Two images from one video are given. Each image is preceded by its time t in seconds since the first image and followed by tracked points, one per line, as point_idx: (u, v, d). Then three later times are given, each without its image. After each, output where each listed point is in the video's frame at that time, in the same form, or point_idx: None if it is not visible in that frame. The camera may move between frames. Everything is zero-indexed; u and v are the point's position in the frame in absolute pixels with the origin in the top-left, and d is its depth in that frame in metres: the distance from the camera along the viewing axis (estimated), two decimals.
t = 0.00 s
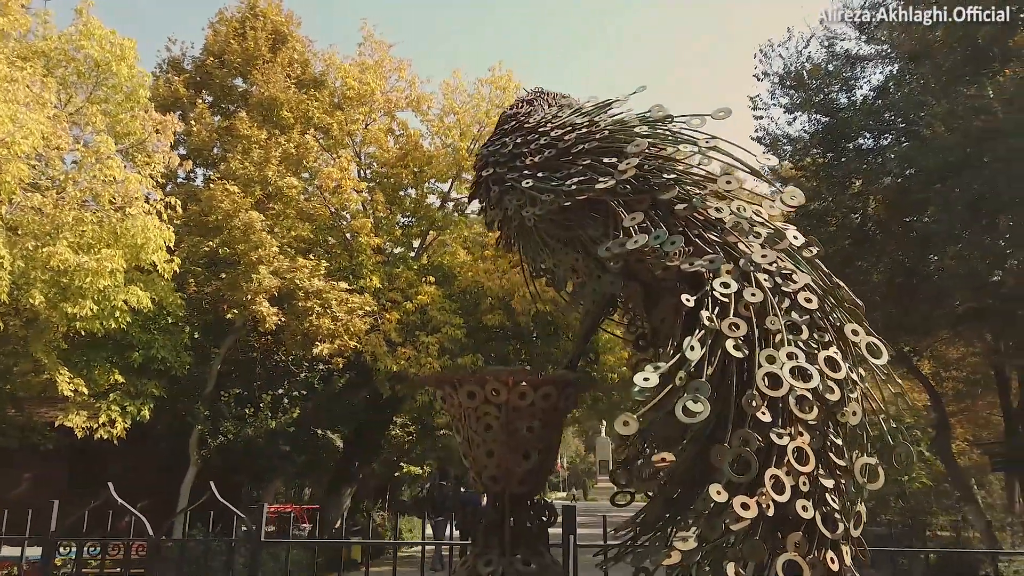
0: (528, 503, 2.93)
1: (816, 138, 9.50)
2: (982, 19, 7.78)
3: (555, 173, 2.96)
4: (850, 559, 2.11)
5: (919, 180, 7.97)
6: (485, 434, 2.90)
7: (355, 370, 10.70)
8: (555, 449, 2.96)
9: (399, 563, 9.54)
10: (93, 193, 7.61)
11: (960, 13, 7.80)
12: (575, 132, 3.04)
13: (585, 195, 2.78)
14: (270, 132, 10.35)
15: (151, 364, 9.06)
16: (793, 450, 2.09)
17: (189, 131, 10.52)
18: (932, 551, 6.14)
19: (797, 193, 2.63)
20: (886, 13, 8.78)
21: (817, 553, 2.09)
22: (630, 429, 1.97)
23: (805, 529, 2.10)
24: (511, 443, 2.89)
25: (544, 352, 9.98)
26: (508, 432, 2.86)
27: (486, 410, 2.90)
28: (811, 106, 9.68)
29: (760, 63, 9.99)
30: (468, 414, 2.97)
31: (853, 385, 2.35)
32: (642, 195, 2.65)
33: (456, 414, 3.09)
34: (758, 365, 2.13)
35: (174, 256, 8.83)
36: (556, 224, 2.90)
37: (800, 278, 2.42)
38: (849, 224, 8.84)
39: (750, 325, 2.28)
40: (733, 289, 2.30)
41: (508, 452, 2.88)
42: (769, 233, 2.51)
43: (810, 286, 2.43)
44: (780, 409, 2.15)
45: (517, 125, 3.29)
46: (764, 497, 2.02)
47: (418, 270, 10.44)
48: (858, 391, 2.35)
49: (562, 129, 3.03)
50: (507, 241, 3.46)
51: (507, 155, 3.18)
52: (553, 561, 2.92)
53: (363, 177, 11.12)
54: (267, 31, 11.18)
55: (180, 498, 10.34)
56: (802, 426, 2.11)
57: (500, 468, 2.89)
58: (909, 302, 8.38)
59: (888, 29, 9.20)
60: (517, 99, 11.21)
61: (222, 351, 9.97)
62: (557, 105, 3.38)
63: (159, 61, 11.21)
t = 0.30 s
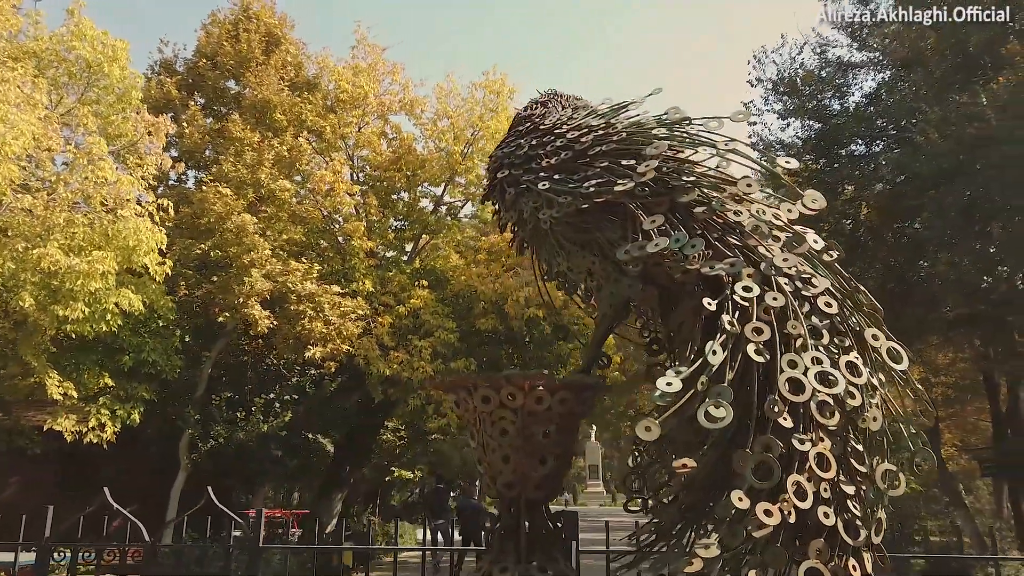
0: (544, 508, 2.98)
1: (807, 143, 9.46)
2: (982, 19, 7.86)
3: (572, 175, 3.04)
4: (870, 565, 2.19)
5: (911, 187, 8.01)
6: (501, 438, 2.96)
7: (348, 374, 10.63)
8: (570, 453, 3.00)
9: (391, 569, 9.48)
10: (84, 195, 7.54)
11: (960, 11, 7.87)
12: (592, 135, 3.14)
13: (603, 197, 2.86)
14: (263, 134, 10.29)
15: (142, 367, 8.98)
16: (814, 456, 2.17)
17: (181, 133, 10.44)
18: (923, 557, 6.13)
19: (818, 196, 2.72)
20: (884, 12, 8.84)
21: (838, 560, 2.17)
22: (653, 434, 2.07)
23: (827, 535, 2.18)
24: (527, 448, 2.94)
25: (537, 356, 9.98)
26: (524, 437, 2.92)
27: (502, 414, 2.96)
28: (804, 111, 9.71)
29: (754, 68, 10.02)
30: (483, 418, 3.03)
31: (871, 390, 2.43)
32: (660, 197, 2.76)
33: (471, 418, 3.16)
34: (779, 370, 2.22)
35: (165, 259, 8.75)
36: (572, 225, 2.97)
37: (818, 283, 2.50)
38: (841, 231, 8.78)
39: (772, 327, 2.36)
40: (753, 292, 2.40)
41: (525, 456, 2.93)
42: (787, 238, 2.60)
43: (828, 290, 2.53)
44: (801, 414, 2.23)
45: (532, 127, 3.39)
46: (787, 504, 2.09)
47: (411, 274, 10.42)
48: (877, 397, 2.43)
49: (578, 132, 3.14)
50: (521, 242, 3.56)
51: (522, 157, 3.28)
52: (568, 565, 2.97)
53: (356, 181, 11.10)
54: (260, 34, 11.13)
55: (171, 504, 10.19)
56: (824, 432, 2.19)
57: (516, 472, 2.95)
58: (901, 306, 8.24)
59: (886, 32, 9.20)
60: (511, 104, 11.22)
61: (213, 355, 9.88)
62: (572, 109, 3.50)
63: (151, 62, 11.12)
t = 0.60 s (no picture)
0: (552, 516, 2.99)
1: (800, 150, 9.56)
2: (983, 18, 7.91)
3: (581, 179, 3.03)
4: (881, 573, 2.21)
5: (903, 193, 8.06)
6: (509, 446, 2.98)
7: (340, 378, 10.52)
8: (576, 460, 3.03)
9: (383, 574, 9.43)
10: (75, 198, 7.48)
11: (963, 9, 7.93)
12: (600, 140, 3.13)
13: (613, 202, 2.84)
14: (255, 137, 10.26)
15: (132, 372, 8.91)
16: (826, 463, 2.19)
17: (173, 136, 10.38)
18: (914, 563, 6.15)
19: (829, 204, 2.69)
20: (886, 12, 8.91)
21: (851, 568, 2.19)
22: (665, 442, 2.05)
23: (840, 543, 2.20)
24: (535, 455, 2.95)
25: (529, 362, 9.95)
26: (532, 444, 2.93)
27: (510, 421, 2.98)
28: (796, 118, 9.78)
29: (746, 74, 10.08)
30: (491, 424, 3.05)
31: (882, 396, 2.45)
32: (670, 203, 2.75)
33: (478, 424, 3.17)
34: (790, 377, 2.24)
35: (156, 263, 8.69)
36: (582, 231, 2.95)
37: (828, 288, 2.51)
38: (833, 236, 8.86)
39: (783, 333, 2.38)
40: (766, 298, 2.40)
41: (532, 463, 2.95)
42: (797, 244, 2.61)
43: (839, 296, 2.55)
44: (813, 421, 2.25)
45: (540, 131, 3.38)
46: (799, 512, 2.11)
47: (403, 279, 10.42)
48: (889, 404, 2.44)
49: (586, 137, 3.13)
50: (529, 247, 3.56)
51: (530, 161, 3.26)
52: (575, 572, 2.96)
53: (349, 184, 11.10)
54: (253, 37, 11.10)
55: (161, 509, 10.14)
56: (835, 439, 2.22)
57: (524, 480, 2.96)
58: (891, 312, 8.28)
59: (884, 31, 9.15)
60: (504, 109, 11.26)
61: (204, 359, 9.82)
62: (579, 113, 3.49)
63: (143, 65, 11.06)
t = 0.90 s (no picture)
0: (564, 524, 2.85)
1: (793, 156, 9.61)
2: (982, 19, 7.85)
3: (591, 183, 2.99)
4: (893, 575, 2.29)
5: (896, 199, 8.10)
6: (518, 449, 2.91)
7: (332, 384, 10.60)
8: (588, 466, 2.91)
9: None
10: (67, 202, 7.43)
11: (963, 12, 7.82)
12: (609, 143, 3.09)
13: (624, 207, 2.80)
14: (248, 141, 10.21)
15: (123, 377, 8.84)
16: (839, 468, 2.25)
17: (166, 139, 10.34)
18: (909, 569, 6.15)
19: (840, 206, 2.81)
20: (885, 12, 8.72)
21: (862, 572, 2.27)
22: (680, 445, 2.08)
23: (852, 547, 2.27)
24: (544, 458, 2.87)
25: (522, 366, 10.08)
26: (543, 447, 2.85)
27: (521, 424, 2.91)
28: (788, 123, 9.81)
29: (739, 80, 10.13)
30: (501, 428, 2.98)
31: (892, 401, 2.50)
32: (681, 207, 2.73)
33: (487, 429, 3.11)
34: (801, 382, 2.31)
35: (148, 267, 8.63)
36: (592, 235, 2.90)
37: (838, 293, 2.56)
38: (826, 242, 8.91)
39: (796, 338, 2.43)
40: (779, 302, 2.45)
41: (541, 466, 2.86)
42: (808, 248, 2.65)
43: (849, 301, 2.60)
44: (825, 425, 2.31)
45: (546, 134, 3.31)
46: (812, 516, 2.17)
47: (396, 283, 10.40)
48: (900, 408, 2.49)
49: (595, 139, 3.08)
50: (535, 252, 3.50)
51: (538, 164, 3.19)
52: None
53: (342, 188, 11.08)
54: (246, 41, 11.06)
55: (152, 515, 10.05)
56: (847, 442, 2.27)
57: (534, 484, 2.86)
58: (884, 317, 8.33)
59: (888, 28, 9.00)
60: (497, 113, 11.27)
61: (195, 364, 9.75)
62: (585, 116, 3.43)
63: (135, 68, 11.00)
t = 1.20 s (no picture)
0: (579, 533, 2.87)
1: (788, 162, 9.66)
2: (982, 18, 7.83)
3: (609, 189, 3.06)
4: None
5: (890, 206, 8.15)
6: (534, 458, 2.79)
7: (326, 389, 10.63)
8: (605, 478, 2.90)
9: None
10: (62, 205, 7.40)
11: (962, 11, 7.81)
12: (628, 149, 3.16)
13: (643, 213, 2.88)
14: (244, 145, 10.18)
15: (117, 381, 8.79)
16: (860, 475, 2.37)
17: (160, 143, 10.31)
18: None
19: (859, 214, 2.86)
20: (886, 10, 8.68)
21: None
22: (705, 453, 2.15)
23: (873, 553, 2.40)
24: (562, 468, 2.73)
25: (517, 372, 9.99)
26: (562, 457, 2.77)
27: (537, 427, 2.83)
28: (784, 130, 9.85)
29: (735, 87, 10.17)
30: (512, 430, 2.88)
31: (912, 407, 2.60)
32: (701, 213, 2.80)
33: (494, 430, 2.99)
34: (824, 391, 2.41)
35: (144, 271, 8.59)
36: (611, 241, 2.95)
37: (858, 301, 2.64)
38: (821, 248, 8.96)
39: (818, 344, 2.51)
40: (801, 310, 2.53)
41: (560, 476, 2.72)
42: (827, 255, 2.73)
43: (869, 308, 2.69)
44: (846, 433, 2.43)
45: (565, 139, 3.39)
46: (835, 525, 2.27)
47: (391, 288, 10.40)
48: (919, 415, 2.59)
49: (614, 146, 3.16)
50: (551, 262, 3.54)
51: (557, 170, 3.26)
52: None
53: (337, 192, 11.07)
54: (242, 45, 11.03)
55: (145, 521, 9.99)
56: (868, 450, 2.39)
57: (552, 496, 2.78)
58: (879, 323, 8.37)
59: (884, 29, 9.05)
60: (493, 118, 11.29)
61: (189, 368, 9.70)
62: (604, 123, 3.50)
63: (130, 72, 10.97)
